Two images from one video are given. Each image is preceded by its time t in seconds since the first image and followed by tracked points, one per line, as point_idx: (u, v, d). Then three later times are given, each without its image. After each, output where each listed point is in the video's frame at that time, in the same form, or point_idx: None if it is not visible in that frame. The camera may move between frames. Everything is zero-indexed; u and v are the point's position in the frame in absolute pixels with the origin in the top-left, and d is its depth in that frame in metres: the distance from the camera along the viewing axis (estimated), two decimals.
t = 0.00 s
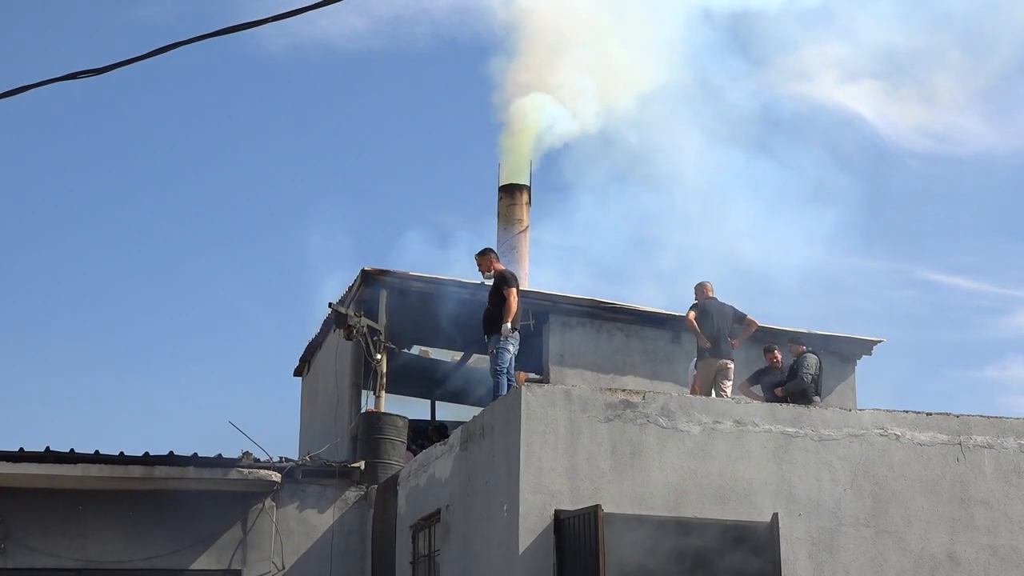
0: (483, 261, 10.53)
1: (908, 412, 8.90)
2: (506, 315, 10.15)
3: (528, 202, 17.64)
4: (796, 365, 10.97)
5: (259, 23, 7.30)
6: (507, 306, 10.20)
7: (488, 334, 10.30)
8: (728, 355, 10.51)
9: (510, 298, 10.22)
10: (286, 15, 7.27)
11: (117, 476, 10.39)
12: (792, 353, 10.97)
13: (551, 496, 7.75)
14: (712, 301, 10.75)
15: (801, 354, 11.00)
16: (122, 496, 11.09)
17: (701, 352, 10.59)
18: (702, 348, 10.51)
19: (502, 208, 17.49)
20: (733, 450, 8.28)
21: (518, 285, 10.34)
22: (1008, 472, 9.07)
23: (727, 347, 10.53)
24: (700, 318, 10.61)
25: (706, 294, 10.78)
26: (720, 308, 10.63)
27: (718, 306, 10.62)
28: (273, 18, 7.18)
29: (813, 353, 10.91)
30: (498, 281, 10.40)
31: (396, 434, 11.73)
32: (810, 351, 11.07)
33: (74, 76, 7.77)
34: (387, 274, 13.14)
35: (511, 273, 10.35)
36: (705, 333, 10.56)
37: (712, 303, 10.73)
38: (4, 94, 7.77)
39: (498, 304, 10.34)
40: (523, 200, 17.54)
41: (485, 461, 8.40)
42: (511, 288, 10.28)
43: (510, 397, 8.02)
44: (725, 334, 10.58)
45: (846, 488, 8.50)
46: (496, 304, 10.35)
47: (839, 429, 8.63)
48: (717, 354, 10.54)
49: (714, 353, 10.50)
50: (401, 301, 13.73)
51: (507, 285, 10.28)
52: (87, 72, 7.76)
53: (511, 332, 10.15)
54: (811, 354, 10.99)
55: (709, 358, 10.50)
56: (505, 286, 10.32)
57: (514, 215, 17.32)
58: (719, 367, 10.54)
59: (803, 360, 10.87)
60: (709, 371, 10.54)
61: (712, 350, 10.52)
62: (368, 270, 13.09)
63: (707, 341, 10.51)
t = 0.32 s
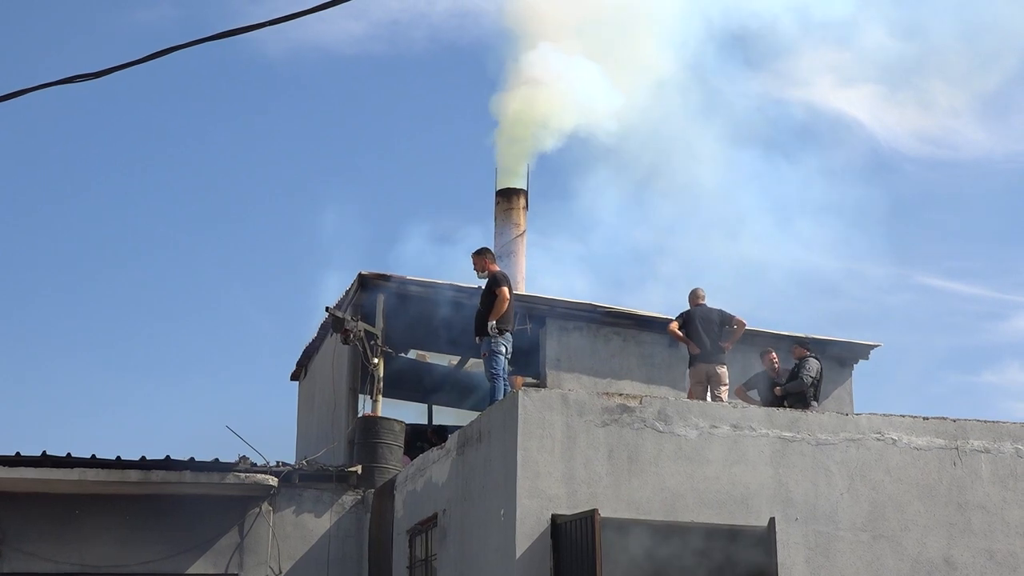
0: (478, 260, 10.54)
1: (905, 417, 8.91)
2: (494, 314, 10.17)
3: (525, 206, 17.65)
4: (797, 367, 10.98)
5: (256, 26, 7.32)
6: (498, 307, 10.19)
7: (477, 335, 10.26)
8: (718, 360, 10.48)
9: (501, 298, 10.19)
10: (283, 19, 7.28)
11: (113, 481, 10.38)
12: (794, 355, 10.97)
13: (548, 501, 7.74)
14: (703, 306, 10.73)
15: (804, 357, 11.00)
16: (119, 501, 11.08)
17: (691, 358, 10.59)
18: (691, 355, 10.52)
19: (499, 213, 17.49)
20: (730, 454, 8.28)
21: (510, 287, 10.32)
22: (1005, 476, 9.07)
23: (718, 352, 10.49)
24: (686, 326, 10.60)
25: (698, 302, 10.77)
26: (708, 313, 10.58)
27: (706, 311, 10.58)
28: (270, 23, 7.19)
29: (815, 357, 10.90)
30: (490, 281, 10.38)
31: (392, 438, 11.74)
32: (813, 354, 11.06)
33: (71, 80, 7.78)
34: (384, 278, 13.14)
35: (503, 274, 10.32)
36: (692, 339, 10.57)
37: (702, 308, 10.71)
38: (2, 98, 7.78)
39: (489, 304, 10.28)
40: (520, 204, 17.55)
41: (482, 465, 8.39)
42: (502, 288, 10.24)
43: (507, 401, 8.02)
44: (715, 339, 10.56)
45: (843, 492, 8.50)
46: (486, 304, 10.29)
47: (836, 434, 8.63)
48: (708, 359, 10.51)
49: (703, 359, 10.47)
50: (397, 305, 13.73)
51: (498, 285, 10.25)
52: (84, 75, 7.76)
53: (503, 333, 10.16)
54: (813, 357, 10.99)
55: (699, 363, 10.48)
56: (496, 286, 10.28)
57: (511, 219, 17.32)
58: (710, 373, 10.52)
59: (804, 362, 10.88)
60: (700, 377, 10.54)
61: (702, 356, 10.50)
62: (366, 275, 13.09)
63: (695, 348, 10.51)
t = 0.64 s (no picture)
0: (473, 263, 10.54)
1: (901, 420, 8.91)
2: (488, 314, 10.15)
3: (522, 210, 17.66)
4: (796, 370, 11.00)
5: (250, 32, 7.33)
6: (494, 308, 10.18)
7: (473, 339, 10.24)
8: (711, 362, 10.44)
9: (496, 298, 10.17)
10: (278, 23, 7.29)
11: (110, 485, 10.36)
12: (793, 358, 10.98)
13: (545, 505, 7.74)
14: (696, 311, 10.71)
15: (802, 360, 11.01)
16: (115, 505, 11.06)
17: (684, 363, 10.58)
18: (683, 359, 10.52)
19: (495, 217, 17.50)
20: (728, 458, 8.29)
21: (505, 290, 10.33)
22: (1002, 479, 9.08)
23: (711, 355, 10.47)
24: (676, 332, 10.58)
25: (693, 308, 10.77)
26: (698, 318, 10.55)
27: (696, 316, 10.55)
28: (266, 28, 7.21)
29: (813, 360, 10.91)
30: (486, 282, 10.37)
31: (389, 443, 11.73)
32: (811, 357, 11.07)
33: (66, 85, 7.78)
34: (381, 282, 13.14)
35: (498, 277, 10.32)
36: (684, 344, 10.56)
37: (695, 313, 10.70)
38: None
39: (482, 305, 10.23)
40: (516, 208, 17.56)
41: (479, 469, 8.39)
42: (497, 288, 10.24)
43: (504, 405, 8.02)
44: (709, 342, 10.52)
45: (840, 495, 8.51)
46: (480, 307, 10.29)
47: (833, 437, 8.63)
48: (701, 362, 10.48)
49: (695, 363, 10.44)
50: (393, 309, 13.72)
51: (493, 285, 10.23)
52: (79, 80, 7.77)
53: (496, 336, 10.17)
54: (812, 360, 11.01)
55: (692, 368, 10.46)
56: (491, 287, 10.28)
57: (508, 223, 17.33)
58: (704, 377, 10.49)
59: (803, 365, 10.91)
60: (696, 381, 10.51)
61: (694, 360, 10.48)
62: (362, 280, 13.08)
63: (686, 353, 10.49)
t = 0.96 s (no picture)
0: (472, 265, 10.53)
1: (898, 422, 8.92)
2: (484, 319, 10.16)
3: (518, 213, 17.67)
4: (793, 373, 11.01)
5: (246, 36, 7.34)
6: (490, 311, 10.18)
7: (469, 342, 10.24)
8: (710, 367, 10.43)
9: (492, 302, 10.18)
10: (274, 27, 7.30)
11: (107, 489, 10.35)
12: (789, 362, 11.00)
13: (542, 508, 7.74)
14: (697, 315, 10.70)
15: (798, 363, 11.04)
16: (112, 509, 11.05)
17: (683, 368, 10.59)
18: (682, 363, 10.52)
19: (491, 220, 17.51)
20: (725, 460, 8.29)
21: (502, 293, 10.33)
22: (999, 482, 9.09)
23: (709, 358, 10.45)
24: (675, 336, 10.58)
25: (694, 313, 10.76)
26: (696, 322, 10.53)
27: (695, 321, 10.54)
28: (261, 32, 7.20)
29: (810, 363, 10.95)
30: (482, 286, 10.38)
31: (386, 446, 11.72)
32: (806, 360, 11.11)
33: (62, 89, 7.78)
34: (378, 285, 13.14)
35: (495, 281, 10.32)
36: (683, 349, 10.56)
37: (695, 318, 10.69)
38: None
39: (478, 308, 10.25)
40: (513, 211, 17.57)
41: (476, 472, 8.39)
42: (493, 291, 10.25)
43: (500, 409, 8.01)
44: (707, 347, 10.49)
45: (837, 498, 8.51)
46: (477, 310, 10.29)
47: (830, 440, 8.64)
48: (700, 366, 10.47)
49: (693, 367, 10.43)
50: (390, 313, 13.72)
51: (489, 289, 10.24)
52: (74, 84, 7.77)
53: (492, 339, 10.17)
54: (808, 363, 11.04)
55: (691, 372, 10.46)
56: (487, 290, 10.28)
57: (504, 226, 17.34)
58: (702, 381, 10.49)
59: (800, 368, 10.92)
60: (694, 386, 10.51)
61: (692, 364, 10.48)
62: (359, 283, 13.08)
63: (685, 357, 10.50)
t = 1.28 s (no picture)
0: (469, 271, 10.53)
1: (895, 428, 8.92)
2: (480, 325, 10.16)
3: (515, 219, 17.68)
4: (791, 377, 11.03)
5: (242, 41, 7.34)
6: (487, 317, 10.19)
7: (466, 348, 10.24)
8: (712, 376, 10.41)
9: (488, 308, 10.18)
10: (270, 33, 7.32)
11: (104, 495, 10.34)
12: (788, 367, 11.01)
13: (539, 513, 7.73)
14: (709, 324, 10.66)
15: (796, 368, 11.05)
16: (109, 515, 11.03)
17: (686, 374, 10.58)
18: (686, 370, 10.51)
19: (488, 225, 17.52)
20: (723, 466, 8.29)
21: (498, 299, 10.33)
22: (996, 486, 9.09)
23: (714, 368, 10.41)
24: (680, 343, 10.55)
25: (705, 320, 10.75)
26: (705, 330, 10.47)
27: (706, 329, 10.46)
28: (255, 38, 7.21)
29: (808, 367, 10.96)
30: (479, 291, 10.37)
31: (383, 451, 11.73)
32: (804, 365, 11.13)
33: (58, 95, 7.79)
34: (375, 291, 13.15)
35: (492, 287, 10.32)
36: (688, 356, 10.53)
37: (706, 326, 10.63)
38: None
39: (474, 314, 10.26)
40: (510, 216, 17.59)
41: (473, 478, 8.39)
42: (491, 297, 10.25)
43: (497, 414, 8.01)
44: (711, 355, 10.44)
45: (834, 503, 8.51)
46: (473, 316, 10.30)
47: (827, 445, 8.64)
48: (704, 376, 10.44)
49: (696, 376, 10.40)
50: (387, 318, 13.72)
51: (486, 294, 10.24)
52: (71, 90, 7.77)
53: (489, 345, 10.17)
54: (806, 367, 11.05)
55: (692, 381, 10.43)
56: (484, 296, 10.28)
57: (501, 231, 17.35)
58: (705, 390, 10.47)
59: (798, 373, 10.93)
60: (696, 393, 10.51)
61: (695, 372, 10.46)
62: (356, 289, 13.09)
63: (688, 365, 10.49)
